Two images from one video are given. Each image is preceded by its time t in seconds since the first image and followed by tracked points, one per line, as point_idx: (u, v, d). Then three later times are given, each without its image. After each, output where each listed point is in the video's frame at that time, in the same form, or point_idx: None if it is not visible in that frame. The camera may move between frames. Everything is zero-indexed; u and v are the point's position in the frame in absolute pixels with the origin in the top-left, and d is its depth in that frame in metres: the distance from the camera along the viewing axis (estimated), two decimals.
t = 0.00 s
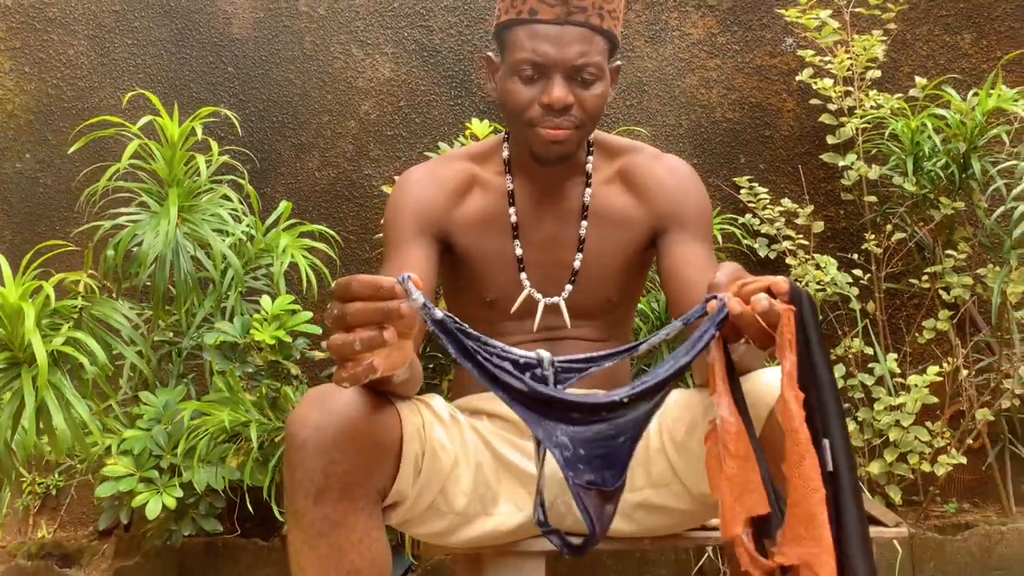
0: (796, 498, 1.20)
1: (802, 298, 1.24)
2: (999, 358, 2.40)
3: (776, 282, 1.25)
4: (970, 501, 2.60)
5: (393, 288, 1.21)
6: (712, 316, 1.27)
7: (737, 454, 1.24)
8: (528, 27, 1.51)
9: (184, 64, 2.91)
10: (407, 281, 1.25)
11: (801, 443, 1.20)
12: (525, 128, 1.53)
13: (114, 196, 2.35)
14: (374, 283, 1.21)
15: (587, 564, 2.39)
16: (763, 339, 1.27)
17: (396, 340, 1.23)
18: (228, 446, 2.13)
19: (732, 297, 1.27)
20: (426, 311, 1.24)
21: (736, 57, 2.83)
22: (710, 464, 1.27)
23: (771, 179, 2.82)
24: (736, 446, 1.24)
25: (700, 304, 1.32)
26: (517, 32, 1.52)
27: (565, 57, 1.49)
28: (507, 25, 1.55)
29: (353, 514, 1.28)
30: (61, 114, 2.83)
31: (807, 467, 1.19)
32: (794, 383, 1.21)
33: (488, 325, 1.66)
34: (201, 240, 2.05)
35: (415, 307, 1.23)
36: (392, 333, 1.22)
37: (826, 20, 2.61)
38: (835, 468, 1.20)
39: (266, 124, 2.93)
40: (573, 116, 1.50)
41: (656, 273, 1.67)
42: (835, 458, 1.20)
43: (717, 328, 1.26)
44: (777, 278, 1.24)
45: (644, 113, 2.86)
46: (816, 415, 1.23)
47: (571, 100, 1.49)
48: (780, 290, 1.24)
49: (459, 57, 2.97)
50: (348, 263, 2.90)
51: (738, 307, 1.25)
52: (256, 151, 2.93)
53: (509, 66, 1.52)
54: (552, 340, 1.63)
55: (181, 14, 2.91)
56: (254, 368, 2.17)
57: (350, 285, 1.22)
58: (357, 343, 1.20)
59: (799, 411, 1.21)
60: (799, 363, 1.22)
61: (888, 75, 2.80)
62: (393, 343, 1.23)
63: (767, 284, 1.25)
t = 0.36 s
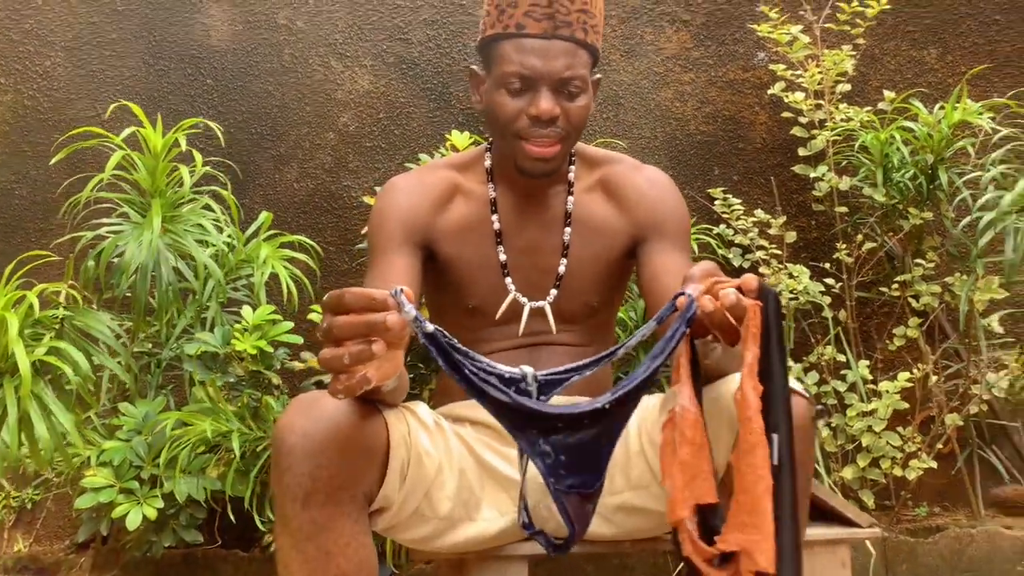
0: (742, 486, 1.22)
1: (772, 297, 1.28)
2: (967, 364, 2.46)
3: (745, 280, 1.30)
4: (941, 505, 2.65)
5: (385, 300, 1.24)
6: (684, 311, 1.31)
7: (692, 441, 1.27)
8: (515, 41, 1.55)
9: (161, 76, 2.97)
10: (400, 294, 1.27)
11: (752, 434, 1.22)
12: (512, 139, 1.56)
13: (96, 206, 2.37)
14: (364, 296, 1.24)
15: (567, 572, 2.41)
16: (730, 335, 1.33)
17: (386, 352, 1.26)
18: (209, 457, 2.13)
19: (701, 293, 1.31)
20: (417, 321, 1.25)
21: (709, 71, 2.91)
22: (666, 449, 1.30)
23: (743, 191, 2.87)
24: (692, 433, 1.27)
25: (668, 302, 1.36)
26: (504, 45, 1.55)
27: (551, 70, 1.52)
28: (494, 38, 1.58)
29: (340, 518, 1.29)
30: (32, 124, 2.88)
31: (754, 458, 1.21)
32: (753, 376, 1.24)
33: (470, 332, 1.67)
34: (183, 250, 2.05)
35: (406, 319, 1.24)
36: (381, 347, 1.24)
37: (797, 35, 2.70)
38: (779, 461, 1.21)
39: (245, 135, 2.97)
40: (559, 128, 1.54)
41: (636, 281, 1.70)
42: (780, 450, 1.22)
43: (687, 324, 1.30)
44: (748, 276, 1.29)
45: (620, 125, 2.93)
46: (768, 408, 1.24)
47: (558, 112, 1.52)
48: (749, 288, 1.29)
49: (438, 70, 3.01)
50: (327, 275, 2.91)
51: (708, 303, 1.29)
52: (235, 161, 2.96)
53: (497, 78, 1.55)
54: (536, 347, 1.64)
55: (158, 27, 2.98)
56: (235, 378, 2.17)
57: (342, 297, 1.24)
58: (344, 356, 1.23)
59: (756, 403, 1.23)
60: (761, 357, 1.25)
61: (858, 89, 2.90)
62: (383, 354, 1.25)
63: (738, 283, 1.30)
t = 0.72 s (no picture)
0: (697, 488, 1.25)
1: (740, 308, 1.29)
2: (937, 364, 2.51)
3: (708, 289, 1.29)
4: (913, 502, 2.70)
5: (374, 322, 1.24)
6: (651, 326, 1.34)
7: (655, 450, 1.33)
8: (493, 47, 1.56)
9: (135, 84, 2.98)
10: (390, 315, 1.28)
11: (709, 440, 1.24)
12: (490, 144, 1.57)
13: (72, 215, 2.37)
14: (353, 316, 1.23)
15: None
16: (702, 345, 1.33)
17: (373, 367, 1.27)
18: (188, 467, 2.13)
19: (669, 307, 1.34)
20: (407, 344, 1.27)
21: (682, 77, 2.96)
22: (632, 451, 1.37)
23: (717, 195, 2.93)
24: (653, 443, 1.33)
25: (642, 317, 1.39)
26: (483, 51, 1.57)
27: (529, 76, 1.54)
28: (473, 44, 1.59)
29: (323, 524, 1.29)
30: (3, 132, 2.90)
31: (711, 462, 1.24)
32: (718, 384, 1.26)
33: (450, 338, 1.66)
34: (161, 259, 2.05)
35: (394, 341, 1.26)
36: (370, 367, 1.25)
37: (767, 42, 2.75)
38: (746, 467, 1.23)
39: (220, 143, 2.97)
40: (536, 133, 1.56)
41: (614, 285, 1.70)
42: (747, 457, 1.23)
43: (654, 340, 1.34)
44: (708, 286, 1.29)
45: (595, 132, 2.96)
46: (736, 416, 1.26)
47: (535, 118, 1.54)
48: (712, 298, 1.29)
49: (413, 77, 3.02)
50: (304, 282, 2.91)
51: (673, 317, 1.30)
52: (210, 169, 2.95)
53: (474, 83, 1.57)
54: (515, 352, 1.65)
55: (132, 34, 2.98)
56: (215, 387, 2.17)
57: (331, 317, 1.24)
58: (336, 377, 1.24)
59: (717, 411, 1.25)
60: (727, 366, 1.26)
61: (827, 94, 2.96)
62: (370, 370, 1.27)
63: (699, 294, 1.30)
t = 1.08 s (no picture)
0: (700, 481, 1.28)
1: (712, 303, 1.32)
2: (906, 359, 2.57)
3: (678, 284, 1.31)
4: (884, 495, 2.76)
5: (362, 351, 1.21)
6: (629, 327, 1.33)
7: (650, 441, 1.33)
8: (476, 53, 1.59)
9: (108, 89, 2.97)
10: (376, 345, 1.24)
11: (706, 434, 1.27)
12: (468, 148, 1.60)
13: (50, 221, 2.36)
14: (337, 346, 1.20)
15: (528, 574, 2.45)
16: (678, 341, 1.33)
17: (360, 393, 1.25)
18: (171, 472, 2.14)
19: (643, 301, 1.31)
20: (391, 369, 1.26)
21: (654, 80, 3.01)
22: (622, 444, 1.37)
23: (690, 197, 2.98)
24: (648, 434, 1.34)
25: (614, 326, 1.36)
26: (466, 56, 1.59)
27: (509, 84, 1.57)
28: (457, 48, 1.62)
29: (309, 526, 1.30)
30: None
31: (711, 455, 1.27)
32: (701, 376, 1.29)
33: (432, 343, 1.68)
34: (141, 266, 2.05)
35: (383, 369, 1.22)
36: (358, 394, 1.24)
37: (737, 46, 2.81)
38: (737, 454, 1.28)
39: (195, 148, 2.97)
40: (514, 140, 1.58)
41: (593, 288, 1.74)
42: (737, 444, 1.28)
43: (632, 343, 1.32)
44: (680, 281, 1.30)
45: (570, 135, 3.00)
46: (720, 406, 1.30)
47: (513, 125, 1.57)
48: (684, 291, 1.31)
49: (389, 81, 3.04)
50: (282, 287, 2.92)
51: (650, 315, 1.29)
52: (185, 174, 2.95)
53: (456, 87, 1.59)
54: (496, 356, 1.68)
55: (105, 39, 2.98)
56: (195, 393, 2.17)
57: (315, 345, 1.21)
58: (323, 408, 1.22)
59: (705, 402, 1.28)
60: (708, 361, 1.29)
61: (797, 96, 3.01)
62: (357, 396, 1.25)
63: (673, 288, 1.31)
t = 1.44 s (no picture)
0: (663, 473, 1.22)
1: (693, 300, 1.31)
2: (867, 347, 2.64)
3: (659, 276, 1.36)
4: (850, 479, 2.83)
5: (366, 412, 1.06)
6: (616, 328, 1.33)
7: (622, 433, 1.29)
8: (463, 59, 1.60)
9: (63, 96, 2.91)
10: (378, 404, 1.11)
11: (675, 424, 1.21)
12: (448, 153, 1.61)
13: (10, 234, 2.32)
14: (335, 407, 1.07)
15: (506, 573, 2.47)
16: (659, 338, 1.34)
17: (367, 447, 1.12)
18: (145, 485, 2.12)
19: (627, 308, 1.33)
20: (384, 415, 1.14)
21: (615, 77, 3.05)
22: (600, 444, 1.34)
23: (653, 192, 3.03)
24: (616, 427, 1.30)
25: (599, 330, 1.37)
26: (451, 62, 1.60)
27: (494, 92, 1.58)
28: (442, 53, 1.62)
29: (296, 541, 1.28)
30: None
31: (677, 446, 1.21)
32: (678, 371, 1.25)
33: (410, 350, 1.69)
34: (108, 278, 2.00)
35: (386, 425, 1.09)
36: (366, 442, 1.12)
37: (696, 42, 2.86)
38: (704, 452, 1.22)
39: (154, 154, 2.93)
40: (494, 147, 1.59)
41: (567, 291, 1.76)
42: (705, 442, 1.22)
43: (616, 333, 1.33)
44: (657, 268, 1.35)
45: (534, 133, 3.03)
46: (693, 403, 1.25)
47: (495, 133, 1.58)
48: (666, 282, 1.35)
49: (350, 82, 3.02)
50: (247, 292, 2.89)
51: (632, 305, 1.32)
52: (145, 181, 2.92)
53: (440, 91, 1.60)
54: (474, 361, 1.70)
55: (58, 45, 2.93)
56: (168, 405, 2.17)
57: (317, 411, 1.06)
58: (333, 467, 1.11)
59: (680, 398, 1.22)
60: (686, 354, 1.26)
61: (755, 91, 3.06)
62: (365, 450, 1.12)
63: (657, 278, 1.35)
